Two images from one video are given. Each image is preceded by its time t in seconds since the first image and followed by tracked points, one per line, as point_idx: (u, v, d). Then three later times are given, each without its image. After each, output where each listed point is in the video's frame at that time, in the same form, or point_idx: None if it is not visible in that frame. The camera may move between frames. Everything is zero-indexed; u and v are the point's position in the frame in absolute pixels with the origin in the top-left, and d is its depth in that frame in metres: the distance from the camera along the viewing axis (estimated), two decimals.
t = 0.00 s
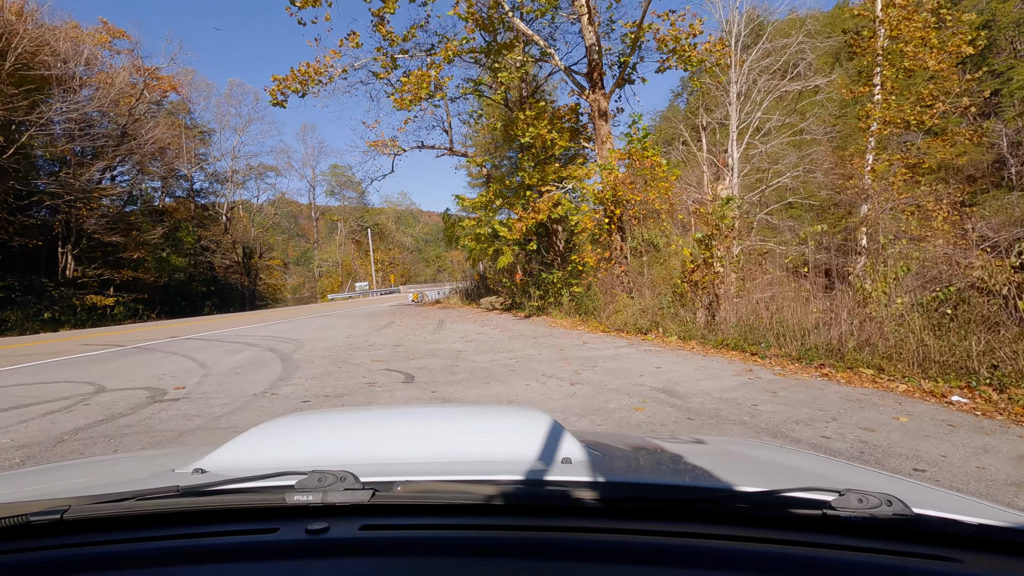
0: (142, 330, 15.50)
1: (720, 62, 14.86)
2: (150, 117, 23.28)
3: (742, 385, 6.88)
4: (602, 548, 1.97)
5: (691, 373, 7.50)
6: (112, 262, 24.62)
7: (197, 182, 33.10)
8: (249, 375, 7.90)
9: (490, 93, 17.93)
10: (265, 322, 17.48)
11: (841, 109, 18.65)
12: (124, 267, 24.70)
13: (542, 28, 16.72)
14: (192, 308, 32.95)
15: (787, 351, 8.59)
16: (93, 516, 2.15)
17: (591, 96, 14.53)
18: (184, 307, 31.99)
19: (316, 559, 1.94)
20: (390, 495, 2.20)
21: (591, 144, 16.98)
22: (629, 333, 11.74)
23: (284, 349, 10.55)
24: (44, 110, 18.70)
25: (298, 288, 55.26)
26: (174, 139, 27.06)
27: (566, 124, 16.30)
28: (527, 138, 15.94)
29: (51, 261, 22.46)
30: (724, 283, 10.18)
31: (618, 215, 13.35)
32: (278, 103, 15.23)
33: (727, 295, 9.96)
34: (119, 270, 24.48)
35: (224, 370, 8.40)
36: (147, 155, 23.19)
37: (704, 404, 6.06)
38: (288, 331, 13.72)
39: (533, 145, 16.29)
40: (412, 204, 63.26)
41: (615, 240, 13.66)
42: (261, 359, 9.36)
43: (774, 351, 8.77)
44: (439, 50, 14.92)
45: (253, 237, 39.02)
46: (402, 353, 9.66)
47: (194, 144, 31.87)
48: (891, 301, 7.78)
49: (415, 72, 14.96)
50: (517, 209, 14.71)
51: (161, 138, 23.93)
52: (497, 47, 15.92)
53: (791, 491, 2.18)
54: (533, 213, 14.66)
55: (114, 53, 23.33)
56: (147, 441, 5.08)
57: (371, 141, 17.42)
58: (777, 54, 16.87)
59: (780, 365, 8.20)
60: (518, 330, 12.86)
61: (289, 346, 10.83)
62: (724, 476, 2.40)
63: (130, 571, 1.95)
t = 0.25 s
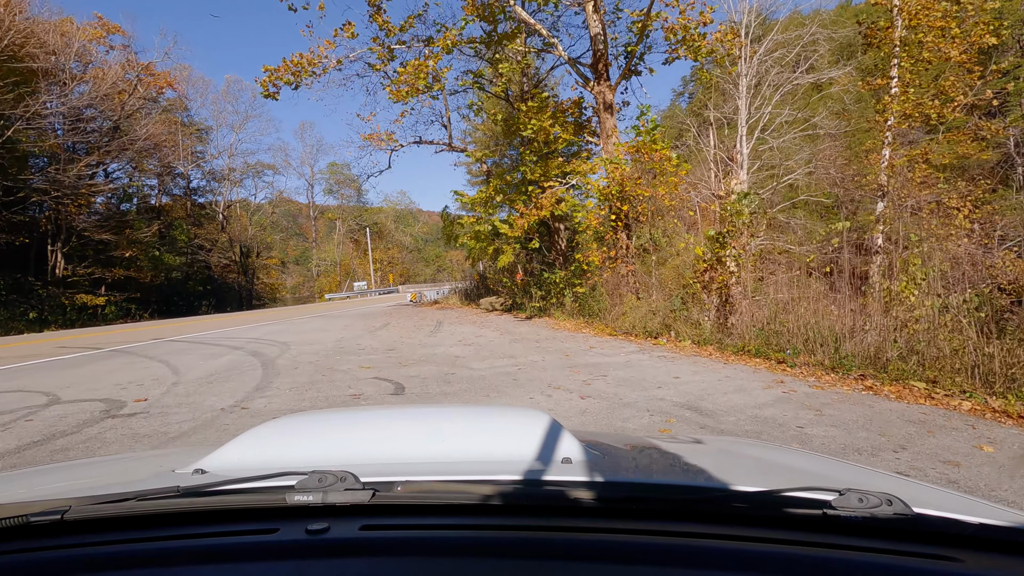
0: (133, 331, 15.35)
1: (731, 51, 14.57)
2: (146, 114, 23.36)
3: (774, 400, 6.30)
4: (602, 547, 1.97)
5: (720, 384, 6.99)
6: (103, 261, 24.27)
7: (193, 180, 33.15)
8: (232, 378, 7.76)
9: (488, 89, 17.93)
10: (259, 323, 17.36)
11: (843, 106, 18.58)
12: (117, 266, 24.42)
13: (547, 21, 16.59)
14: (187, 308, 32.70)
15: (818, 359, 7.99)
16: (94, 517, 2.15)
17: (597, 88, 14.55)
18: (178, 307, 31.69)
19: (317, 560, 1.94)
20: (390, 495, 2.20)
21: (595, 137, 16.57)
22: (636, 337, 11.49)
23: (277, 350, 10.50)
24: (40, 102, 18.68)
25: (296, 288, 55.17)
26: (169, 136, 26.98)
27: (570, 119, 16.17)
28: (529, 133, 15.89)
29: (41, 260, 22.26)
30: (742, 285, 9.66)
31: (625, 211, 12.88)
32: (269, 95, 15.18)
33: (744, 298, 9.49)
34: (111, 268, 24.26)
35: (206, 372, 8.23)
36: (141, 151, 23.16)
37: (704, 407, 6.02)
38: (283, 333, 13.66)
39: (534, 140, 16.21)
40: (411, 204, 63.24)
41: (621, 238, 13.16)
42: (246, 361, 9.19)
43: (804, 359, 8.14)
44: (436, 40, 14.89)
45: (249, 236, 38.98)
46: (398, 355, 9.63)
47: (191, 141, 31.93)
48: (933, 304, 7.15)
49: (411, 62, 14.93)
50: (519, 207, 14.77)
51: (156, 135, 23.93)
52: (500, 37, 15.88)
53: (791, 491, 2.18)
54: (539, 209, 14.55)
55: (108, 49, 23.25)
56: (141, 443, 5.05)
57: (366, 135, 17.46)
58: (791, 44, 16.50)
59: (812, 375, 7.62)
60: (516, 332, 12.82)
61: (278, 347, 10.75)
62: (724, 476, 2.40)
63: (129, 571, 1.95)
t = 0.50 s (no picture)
0: (126, 331, 15.22)
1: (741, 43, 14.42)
2: (141, 112, 23.38)
3: (808, 414, 5.81)
4: (603, 547, 1.97)
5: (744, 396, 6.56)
6: (95, 260, 24.12)
7: (190, 178, 33.14)
8: (209, 386, 7.53)
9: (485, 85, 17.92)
10: (253, 323, 17.24)
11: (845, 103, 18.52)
12: (109, 265, 24.28)
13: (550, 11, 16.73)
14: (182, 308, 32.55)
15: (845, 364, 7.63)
16: (93, 516, 2.15)
17: (599, 80, 14.49)
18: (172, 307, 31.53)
19: (317, 558, 1.94)
20: (391, 495, 2.20)
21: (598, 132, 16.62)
22: (643, 339, 11.12)
23: (267, 352, 10.42)
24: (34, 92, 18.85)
25: (294, 287, 55.09)
26: (164, 134, 26.90)
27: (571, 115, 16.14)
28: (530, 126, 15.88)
29: (31, 259, 22.13)
30: (754, 284, 9.35)
31: (630, 209, 12.60)
32: (261, 87, 15.18)
33: (757, 299, 9.17)
34: (103, 268, 24.11)
35: (182, 379, 8.01)
36: (134, 149, 23.13)
37: (703, 409, 6.00)
38: (277, 334, 13.58)
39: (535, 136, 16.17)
40: (410, 203, 63.19)
41: (625, 235, 12.92)
42: (227, 366, 8.99)
43: (829, 365, 7.80)
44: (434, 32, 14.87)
45: (246, 236, 38.89)
46: (394, 357, 9.60)
47: (188, 139, 31.94)
48: (963, 302, 6.86)
49: (408, 53, 14.89)
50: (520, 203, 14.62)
51: (151, 132, 23.92)
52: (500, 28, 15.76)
53: (790, 491, 2.19)
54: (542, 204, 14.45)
55: (101, 45, 23.19)
56: (132, 446, 5.00)
57: (360, 129, 17.50)
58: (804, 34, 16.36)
59: (841, 383, 7.20)
60: (515, 334, 12.77)
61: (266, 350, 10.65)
62: (723, 475, 2.41)
63: (128, 571, 1.95)
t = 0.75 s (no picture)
0: (121, 333, 15.13)
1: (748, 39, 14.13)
2: (139, 112, 23.42)
3: (845, 428, 5.45)
4: (603, 546, 1.97)
5: (774, 406, 6.21)
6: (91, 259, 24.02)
7: (189, 178, 33.18)
8: (193, 391, 7.26)
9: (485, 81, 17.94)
10: (250, 324, 17.16)
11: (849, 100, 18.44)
12: (105, 265, 24.22)
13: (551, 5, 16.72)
14: (179, 308, 32.46)
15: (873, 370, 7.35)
16: (94, 516, 2.15)
17: (603, 74, 14.43)
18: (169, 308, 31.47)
19: (317, 558, 1.94)
20: (391, 494, 2.20)
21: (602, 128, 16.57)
22: (652, 341, 11.00)
23: (260, 355, 10.37)
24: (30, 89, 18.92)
25: (295, 287, 55.07)
26: (160, 133, 26.84)
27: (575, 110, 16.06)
28: (533, 122, 15.83)
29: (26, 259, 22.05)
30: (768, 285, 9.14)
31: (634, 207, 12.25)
32: (256, 82, 15.17)
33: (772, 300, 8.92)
34: (99, 267, 24.04)
35: (166, 385, 7.75)
36: (132, 147, 23.15)
37: (704, 412, 6.00)
38: (273, 336, 13.53)
39: (538, 132, 16.10)
40: (411, 203, 63.23)
41: (630, 234, 12.56)
42: (215, 370, 8.75)
43: (855, 371, 7.52)
44: (432, 25, 14.84)
45: (245, 236, 38.87)
46: (392, 359, 9.58)
47: (187, 139, 31.98)
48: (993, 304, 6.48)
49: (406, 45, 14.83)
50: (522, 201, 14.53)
51: (149, 132, 23.84)
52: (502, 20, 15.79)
53: (790, 490, 2.19)
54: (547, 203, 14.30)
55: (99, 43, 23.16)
56: (131, 447, 5.01)
57: (357, 123, 17.49)
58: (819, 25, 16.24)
59: (872, 392, 6.93)
60: (516, 336, 12.74)
61: (258, 354, 10.60)
62: (724, 474, 2.41)
63: (127, 571, 1.95)
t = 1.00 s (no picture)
0: (113, 335, 15.02)
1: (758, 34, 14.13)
2: (137, 111, 23.40)
3: (881, 442, 5.02)
4: (603, 546, 1.97)
5: (797, 415, 5.84)
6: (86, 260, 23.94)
7: (188, 177, 33.16)
8: (174, 399, 6.94)
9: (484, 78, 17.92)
10: (245, 326, 17.06)
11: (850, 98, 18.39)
12: (102, 265, 24.13)
13: None
14: (177, 308, 32.38)
15: (901, 377, 7.01)
16: (93, 516, 2.15)
17: (607, 70, 14.43)
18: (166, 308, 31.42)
19: (317, 558, 1.94)
20: (391, 494, 2.20)
21: (605, 125, 16.49)
22: (660, 344, 10.88)
23: (252, 359, 10.29)
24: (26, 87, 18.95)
25: (295, 288, 54.97)
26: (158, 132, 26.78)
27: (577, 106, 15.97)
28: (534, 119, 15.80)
29: (21, 259, 21.89)
30: (778, 285, 8.93)
31: (638, 205, 12.25)
32: (251, 78, 15.16)
33: (784, 299, 8.68)
34: (96, 268, 23.95)
35: (147, 391, 7.48)
36: (130, 147, 23.14)
37: (704, 414, 5.98)
38: (267, 338, 13.46)
39: (540, 129, 16.06)
40: (411, 203, 63.24)
41: (635, 233, 12.53)
42: (202, 375, 8.51)
43: (882, 377, 7.21)
44: (432, 20, 14.80)
45: (244, 236, 38.81)
46: (388, 363, 9.54)
47: (186, 138, 31.99)
48: None
49: (405, 40, 14.78)
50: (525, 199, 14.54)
51: (147, 130, 23.75)
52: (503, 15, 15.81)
53: (790, 490, 2.20)
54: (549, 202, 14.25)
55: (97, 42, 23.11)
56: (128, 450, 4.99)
57: (353, 120, 17.45)
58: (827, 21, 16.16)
59: (902, 401, 6.57)
60: (517, 338, 12.70)
61: (250, 357, 10.52)
62: (724, 475, 2.41)
63: (127, 570, 1.95)
